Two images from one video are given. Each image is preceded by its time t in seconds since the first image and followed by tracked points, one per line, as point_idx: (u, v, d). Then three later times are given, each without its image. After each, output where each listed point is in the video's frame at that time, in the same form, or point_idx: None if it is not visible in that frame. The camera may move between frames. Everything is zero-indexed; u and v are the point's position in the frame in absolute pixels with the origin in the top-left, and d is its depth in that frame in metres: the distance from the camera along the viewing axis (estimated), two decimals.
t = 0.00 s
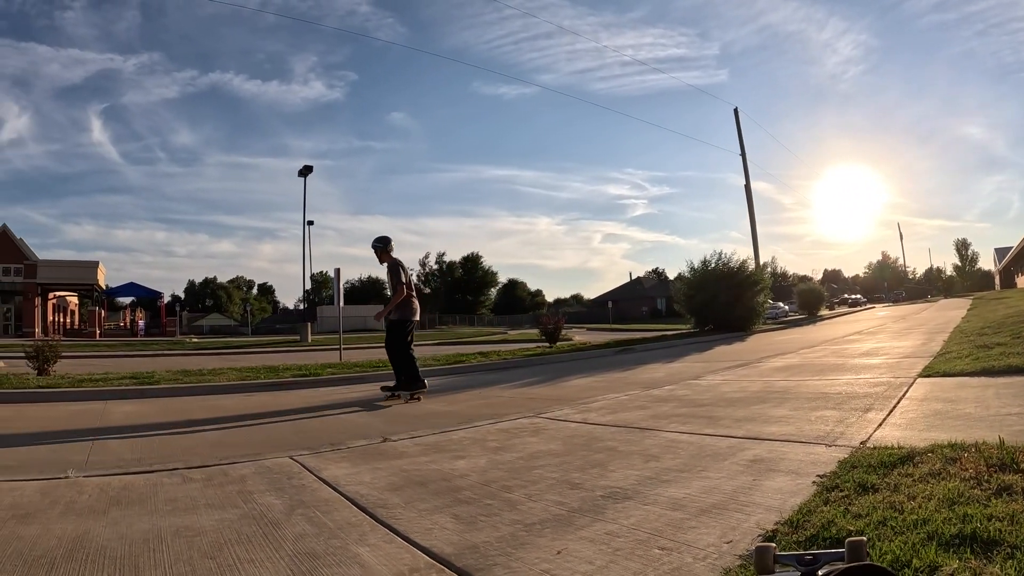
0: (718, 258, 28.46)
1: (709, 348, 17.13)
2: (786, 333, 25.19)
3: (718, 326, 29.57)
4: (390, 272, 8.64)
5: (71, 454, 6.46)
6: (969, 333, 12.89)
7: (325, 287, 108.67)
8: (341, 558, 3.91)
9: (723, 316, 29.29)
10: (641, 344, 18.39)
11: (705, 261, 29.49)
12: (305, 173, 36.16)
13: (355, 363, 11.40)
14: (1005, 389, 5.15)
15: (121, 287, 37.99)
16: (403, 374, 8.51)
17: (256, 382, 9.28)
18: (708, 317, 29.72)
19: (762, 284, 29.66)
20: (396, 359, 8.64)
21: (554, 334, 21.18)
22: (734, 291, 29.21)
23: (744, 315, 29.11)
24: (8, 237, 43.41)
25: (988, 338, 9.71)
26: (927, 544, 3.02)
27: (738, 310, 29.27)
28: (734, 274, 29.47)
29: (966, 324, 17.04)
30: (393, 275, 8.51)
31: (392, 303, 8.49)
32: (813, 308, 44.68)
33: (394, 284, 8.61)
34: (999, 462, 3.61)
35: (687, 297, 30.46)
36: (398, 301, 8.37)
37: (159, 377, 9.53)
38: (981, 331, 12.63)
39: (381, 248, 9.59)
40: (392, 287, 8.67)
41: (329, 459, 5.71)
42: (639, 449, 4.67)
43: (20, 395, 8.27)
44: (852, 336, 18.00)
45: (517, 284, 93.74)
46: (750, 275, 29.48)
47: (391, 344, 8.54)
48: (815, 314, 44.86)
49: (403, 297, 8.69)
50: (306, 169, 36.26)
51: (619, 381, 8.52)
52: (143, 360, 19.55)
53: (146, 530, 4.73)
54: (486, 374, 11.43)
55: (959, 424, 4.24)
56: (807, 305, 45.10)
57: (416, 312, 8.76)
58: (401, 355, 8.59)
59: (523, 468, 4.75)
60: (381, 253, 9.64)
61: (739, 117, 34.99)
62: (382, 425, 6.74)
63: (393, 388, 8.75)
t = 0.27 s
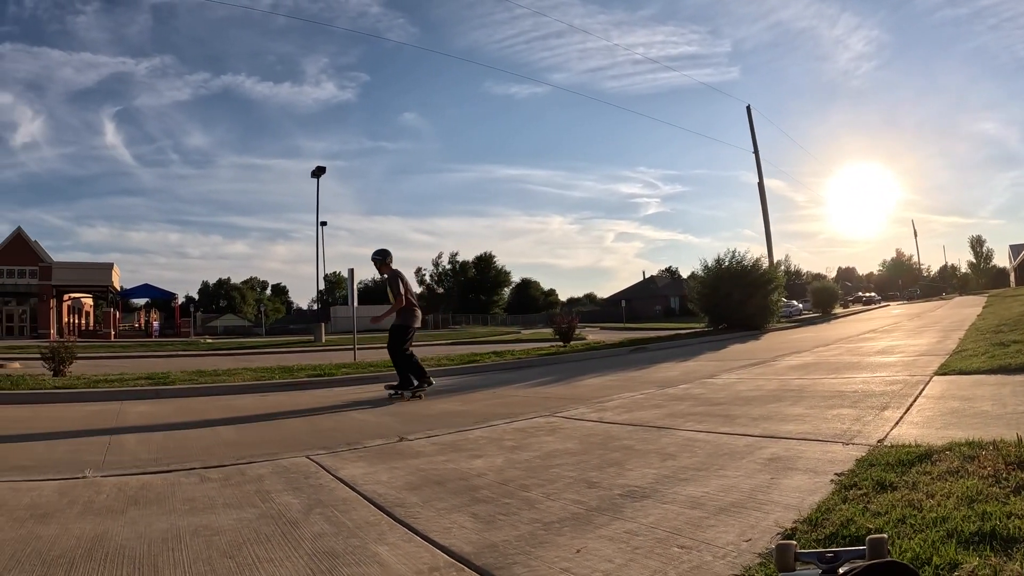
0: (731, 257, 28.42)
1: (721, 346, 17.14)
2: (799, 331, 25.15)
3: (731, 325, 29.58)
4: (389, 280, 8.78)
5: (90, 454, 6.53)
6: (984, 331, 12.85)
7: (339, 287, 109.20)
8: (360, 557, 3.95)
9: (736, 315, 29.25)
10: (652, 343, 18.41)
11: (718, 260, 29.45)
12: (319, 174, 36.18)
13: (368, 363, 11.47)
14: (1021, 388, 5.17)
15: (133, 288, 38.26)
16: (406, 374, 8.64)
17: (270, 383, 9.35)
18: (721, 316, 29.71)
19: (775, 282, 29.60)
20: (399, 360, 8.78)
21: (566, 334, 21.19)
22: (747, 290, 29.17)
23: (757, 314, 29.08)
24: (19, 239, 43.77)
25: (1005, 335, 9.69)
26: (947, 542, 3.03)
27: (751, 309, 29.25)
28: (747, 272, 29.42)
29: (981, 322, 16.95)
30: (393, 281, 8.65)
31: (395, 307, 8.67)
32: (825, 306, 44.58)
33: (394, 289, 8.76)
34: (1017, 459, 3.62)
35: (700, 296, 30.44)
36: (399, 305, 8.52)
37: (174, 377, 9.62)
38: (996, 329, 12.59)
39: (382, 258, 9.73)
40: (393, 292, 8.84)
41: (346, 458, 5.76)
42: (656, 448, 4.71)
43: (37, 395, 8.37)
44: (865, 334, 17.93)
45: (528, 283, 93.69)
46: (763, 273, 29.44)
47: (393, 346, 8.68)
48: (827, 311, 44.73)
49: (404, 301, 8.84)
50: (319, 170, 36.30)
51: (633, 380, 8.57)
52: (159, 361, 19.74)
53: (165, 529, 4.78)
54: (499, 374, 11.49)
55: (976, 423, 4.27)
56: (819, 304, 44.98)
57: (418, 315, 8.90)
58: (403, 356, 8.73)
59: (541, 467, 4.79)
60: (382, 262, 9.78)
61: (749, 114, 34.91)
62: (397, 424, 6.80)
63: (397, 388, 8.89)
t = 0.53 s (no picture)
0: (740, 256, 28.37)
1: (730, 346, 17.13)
2: (809, 331, 25.12)
3: (741, 325, 29.58)
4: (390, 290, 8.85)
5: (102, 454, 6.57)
6: (995, 330, 12.80)
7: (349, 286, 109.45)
8: (372, 557, 3.97)
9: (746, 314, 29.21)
10: (660, 342, 18.41)
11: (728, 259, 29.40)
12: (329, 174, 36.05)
13: (377, 363, 11.52)
14: None
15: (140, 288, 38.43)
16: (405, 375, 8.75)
17: (279, 383, 9.39)
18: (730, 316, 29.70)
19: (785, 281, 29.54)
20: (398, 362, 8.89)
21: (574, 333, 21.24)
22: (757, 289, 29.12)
23: (767, 313, 29.05)
24: (28, 240, 44.02)
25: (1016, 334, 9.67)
26: (960, 541, 3.04)
27: (760, 309, 29.23)
28: (757, 271, 29.37)
29: (991, 322, 16.90)
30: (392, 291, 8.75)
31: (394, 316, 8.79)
32: (834, 305, 44.48)
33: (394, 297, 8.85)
34: None
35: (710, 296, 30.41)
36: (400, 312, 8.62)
37: (184, 377, 9.67)
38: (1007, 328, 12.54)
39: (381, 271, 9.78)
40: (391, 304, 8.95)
41: (357, 458, 5.79)
42: (667, 448, 4.73)
43: (49, 396, 8.43)
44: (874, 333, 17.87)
45: (535, 283, 93.67)
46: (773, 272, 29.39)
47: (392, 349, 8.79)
48: (837, 310, 44.60)
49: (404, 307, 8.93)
50: (329, 170, 36.11)
51: (642, 380, 8.59)
52: (169, 361, 19.84)
53: (178, 529, 4.82)
54: (508, 374, 11.52)
55: (988, 423, 4.28)
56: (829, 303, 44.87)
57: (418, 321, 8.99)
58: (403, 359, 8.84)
59: (552, 467, 4.82)
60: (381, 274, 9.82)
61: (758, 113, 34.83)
62: (407, 424, 6.83)
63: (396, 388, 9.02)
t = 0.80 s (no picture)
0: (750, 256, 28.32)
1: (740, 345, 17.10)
2: (819, 330, 25.04)
3: (751, 325, 29.54)
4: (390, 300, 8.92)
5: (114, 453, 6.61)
6: (1007, 330, 12.73)
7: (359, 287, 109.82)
8: (385, 556, 3.99)
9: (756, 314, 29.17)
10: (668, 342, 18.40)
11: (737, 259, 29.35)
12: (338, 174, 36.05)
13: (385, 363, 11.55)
14: None
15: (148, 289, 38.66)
16: (404, 375, 8.79)
17: (288, 383, 9.42)
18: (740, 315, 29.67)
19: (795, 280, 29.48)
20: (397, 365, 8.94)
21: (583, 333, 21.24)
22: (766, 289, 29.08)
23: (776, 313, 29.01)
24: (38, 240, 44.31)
25: None
26: (972, 541, 3.05)
27: (770, 309, 29.18)
28: (767, 271, 29.33)
29: (1001, 321, 16.83)
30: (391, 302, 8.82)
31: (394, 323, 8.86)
32: (844, 305, 44.35)
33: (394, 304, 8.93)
34: None
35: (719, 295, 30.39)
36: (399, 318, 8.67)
37: (194, 377, 9.72)
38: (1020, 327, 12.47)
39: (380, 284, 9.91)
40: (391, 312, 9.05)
41: (368, 458, 5.82)
42: (678, 448, 4.75)
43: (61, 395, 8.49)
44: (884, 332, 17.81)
45: (546, 283, 93.84)
46: (783, 272, 29.35)
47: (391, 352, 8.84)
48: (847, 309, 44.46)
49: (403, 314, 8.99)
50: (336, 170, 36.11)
51: (652, 380, 8.59)
52: (180, 361, 19.89)
53: (189, 528, 4.85)
54: (517, 374, 11.54)
55: (999, 422, 4.28)
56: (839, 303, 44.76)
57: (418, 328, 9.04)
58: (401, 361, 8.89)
59: (563, 467, 4.85)
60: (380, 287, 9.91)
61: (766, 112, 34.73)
62: (417, 424, 6.86)
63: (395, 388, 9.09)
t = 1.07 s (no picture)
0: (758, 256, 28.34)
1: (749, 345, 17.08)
2: (829, 330, 25.00)
3: (760, 325, 29.54)
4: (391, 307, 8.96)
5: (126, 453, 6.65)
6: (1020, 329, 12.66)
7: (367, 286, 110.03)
8: (398, 555, 4.02)
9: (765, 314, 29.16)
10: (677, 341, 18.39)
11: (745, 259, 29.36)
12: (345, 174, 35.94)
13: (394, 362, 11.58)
14: None
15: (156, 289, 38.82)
16: (403, 375, 8.86)
17: (296, 382, 9.45)
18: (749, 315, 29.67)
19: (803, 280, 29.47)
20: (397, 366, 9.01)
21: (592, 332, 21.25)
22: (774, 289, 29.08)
23: (785, 313, 28.98)
24: (47, 241, 44.57)
25: None
26: (984, 540, 3.06)
27: (779, 309, 29.17)
28: (775, 270, 29.31)
29: (1013, 320, 16.74)
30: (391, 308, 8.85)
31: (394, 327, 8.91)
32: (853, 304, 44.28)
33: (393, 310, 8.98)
34: None
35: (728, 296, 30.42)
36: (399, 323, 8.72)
37: (204, 377, 9.76)
38: None
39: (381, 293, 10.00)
40: (391, 317, 9.12)
41: (379, 458, 5.86)
42: (689, 448, 4.76)
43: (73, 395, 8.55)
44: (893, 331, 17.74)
45: (554, 283, 94.13)
46: (791, 272, 29.34)
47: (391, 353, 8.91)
48: (856, 309, 44.31)
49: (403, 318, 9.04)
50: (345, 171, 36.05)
51: (661, 379, 8.60)
52: (190, 361, 19.97)
53: (201, 527, 4.89)
54: (526, 374, 11.54)
55: (1010, 421, 4.29)
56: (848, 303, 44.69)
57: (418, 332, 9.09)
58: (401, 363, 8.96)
59: (574, 466, 4.87)
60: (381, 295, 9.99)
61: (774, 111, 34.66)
62: (427, 423, 6.88)
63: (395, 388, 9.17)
